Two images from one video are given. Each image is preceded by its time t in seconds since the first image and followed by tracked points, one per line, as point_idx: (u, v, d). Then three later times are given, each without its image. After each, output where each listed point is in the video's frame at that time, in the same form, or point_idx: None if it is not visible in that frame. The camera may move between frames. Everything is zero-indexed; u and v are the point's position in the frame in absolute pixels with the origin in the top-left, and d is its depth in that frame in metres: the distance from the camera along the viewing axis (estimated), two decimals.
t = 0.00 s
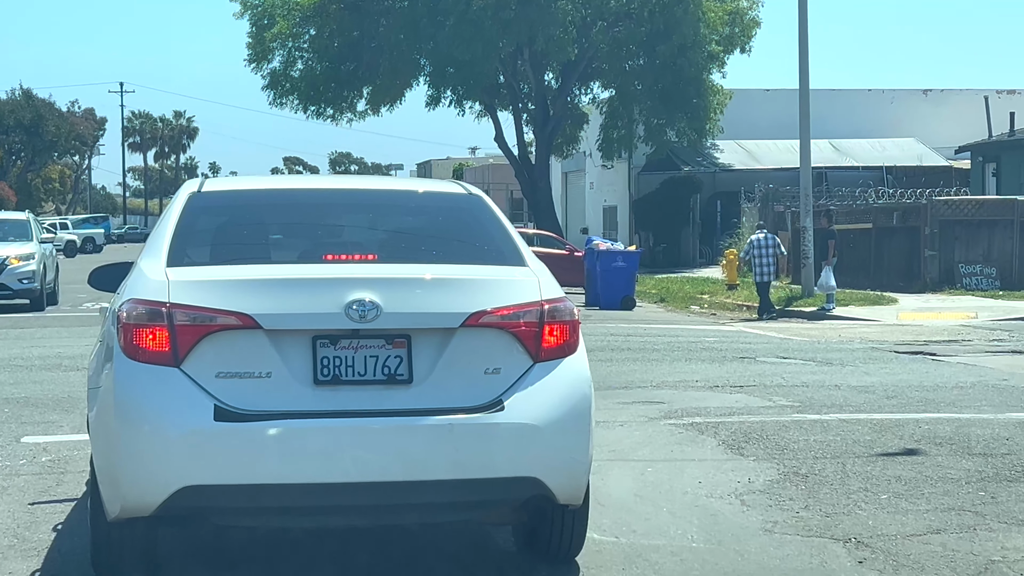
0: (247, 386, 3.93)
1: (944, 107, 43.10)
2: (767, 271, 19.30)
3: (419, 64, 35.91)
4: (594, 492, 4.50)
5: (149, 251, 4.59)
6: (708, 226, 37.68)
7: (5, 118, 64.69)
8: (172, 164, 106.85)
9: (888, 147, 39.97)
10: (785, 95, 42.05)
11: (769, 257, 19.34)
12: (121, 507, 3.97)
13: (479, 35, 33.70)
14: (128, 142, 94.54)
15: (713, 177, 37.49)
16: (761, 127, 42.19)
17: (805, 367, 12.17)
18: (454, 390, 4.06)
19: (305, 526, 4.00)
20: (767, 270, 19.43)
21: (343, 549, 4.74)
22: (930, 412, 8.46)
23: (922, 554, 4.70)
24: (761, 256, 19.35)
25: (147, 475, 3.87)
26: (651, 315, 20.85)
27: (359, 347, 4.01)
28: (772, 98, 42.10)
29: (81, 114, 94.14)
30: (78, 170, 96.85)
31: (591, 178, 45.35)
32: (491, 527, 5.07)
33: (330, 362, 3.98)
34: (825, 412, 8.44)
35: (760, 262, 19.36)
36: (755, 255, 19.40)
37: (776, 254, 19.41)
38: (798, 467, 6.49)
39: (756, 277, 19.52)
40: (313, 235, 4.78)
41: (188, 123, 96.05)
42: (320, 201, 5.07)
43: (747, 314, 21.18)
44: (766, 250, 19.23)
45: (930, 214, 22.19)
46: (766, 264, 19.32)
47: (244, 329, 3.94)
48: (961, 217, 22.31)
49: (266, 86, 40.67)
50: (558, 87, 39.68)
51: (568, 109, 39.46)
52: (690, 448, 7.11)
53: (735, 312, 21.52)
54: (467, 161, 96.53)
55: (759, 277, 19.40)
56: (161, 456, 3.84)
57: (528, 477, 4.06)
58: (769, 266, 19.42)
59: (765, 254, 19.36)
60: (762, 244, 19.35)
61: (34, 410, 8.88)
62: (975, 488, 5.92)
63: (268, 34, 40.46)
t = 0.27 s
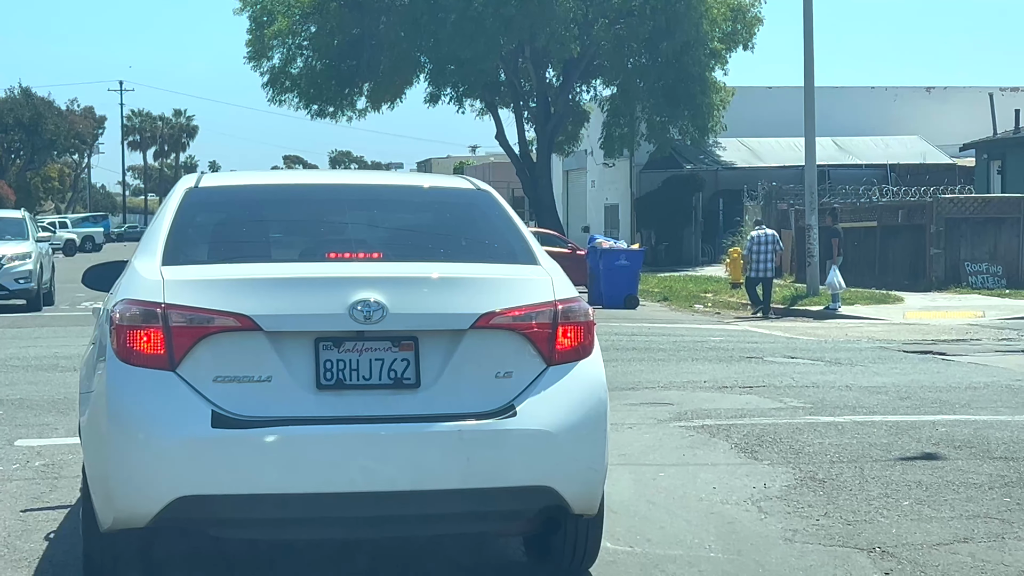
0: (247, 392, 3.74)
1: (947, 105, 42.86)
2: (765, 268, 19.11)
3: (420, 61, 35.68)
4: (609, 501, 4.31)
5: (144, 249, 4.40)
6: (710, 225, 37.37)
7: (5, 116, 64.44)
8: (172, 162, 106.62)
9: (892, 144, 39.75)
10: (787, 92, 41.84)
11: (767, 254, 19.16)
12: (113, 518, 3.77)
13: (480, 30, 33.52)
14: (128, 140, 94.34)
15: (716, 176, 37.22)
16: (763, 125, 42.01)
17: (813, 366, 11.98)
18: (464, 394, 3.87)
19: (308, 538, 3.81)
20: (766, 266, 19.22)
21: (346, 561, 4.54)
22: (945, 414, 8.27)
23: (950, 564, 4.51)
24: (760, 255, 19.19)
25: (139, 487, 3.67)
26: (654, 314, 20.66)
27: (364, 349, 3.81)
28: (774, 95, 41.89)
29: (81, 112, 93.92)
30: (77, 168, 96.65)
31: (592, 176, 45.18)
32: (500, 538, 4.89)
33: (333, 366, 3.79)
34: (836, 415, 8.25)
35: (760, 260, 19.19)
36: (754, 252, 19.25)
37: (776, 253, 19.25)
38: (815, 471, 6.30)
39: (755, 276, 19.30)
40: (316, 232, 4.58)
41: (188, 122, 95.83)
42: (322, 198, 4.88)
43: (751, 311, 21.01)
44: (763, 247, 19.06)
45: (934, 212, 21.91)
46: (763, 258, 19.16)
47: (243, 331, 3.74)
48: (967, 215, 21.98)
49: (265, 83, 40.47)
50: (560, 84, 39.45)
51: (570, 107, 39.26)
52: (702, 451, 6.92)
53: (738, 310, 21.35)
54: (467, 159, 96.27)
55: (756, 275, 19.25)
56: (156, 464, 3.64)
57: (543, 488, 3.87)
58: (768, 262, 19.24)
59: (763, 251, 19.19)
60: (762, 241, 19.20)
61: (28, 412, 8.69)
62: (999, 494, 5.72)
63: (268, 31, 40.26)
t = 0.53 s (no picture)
0: (249, 396, 3.60)
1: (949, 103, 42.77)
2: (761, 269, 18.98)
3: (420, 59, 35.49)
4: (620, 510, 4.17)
5: (141, 249, 4.27)
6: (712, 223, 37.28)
7: (5, 115, 64.25)
8: (172, 161, 106.44)
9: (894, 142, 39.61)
10: (789, 90, 41.71)
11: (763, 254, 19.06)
12: (109, 527, 3.64)
13: (482, 29, 33.35)
14: (128, 138, 94.19)
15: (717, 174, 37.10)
16: (765, 123, 41.89)
17: (819, 366, 11.84)
18: (474, 397, 3.74)
19: (310, 547, 3.67)
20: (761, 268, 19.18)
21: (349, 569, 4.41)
22: (956, 415, 8.14)
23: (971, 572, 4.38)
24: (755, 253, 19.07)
25: (135, 493, 3.54)
26: (656, 314, 20.54)
27: (370, 351, 3.68)
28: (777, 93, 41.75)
29: (81, 111, 93.73)
30: (77, 167, 96.48)
31: (593, 174, 45.06)
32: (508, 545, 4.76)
33: (338, 369, 3.66)
34: (846, 416, 8.12)
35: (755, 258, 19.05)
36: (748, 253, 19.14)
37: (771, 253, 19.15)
38: (828, 475, 6.17)
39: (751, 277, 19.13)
40: (318, 231, 4.45)
41: (188, 121, 95.66)
42: (325, 195, 4.75)
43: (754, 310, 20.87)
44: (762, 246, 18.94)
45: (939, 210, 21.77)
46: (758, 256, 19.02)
47: (245, 333, 3.61)
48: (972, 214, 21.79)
49: (265, 81, 40.30)
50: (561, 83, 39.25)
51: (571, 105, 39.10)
52: (711, 454, 6.79)
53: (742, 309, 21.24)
54: (467, 157, 96.09)
55: (750, 276, 19.07)
56: (153, 470, 3.51)
57: (554, 495, 3.74)
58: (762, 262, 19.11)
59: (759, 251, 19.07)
60: (757, 242, 19.14)
61: (25, 413, 8.55)
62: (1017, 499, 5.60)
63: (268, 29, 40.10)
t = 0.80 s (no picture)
0: (248, 399, 3.54)
1: (950, 102, 42.67)
2: (751, 268, 18.99)
3: (421, 59, 35.41)
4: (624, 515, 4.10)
5: (140, 249, 4.20)
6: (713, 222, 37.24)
7: (5, 115, 64.15)
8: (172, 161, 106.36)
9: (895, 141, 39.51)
10: (790, 89, 41.62)
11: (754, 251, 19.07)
12: (106, 533, 3.57)
13: (483, 28, 33.27)
14: (128, 137, 94.15)
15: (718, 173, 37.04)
16: (766, 122, 41.84)
17: (822, 366, 11.78)
18: (480, 402, 3.67)
19: (308, 554, 3.60)
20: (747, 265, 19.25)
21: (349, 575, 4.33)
22: (961, 415, 8.09)
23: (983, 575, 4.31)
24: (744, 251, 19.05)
25: (133, 498, 3.47)
26: (658, 314, 20.47)
27: (373, 353, 3.62)
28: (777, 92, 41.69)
29: (80, 111, 93.59)
30: (77, 167, 96.26)
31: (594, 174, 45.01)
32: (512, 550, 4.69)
33: (339, 370, 3.59)
34: (851, 416, 8.05)
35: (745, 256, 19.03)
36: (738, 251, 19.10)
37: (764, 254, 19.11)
38: (834, 476, 6.10)
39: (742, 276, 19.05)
40: (319, 230, 4.38)
41: (187, 122, 95.60)
42: (329, 193, 4.68)
43: (755, 310, 20.82)
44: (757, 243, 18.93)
45: (940, 209, 21.62)
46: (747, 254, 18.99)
47: (245, 335, 3.55)
48: (973, 213, 21.58)
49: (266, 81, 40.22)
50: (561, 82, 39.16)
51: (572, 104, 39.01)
52: (716, 455, 6.72)
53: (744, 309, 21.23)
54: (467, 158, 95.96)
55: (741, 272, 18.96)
56: (153, 475, 3.45)
57: (560, 499, 3.67)
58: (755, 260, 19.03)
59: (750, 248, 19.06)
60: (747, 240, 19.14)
61: (24, 414, 8.48)
62: None
63: (268, 28, 40.03)
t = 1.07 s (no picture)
0: (248, 399, 3.52)
1: (950, 102, 42.65)
2: (741, 268, 19.23)
3: (421, 58, 35.36)
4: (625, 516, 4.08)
5: (140, 248, 4.18)
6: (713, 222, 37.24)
7: (4, 114, 64.02)
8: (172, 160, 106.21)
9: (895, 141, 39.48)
10: (790, 89, 41.59)
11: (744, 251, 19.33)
12: (105, 533, 3.55)
13: (483, 28, 33.22)
14: (129, 137, 94.03)
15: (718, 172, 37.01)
16: (767, 122, 41.82)
17: (823, 366, 11.76)
18: (481, 403, 3.65)
19: (309, 555, 3.59)
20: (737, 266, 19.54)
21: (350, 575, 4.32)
22: (962, 415, 8.07)
23: None
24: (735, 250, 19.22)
25: (132, 499, 3.46)
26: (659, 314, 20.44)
27: (374, 353, 3.60)
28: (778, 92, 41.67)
29: (80, 111, 93.48)
30: (77, 167, 96.13)
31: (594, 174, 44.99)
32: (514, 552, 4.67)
33: (340, 371, 3.57)
34: (853, 416, 8.03)
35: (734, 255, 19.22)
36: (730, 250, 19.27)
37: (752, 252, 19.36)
38: (836, 477, 6.09)
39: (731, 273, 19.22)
40: (320, 230, 4.36)
41: (187, 121, 95.44)
42: (330, 193, 4.66)
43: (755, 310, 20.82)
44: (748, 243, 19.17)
45: (941, 209, 21.57)
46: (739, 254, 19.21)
47: (245, 335, 3.53)
48: (974, 212, 21.53)
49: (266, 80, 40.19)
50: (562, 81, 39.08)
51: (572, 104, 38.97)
52: (718, 455, 6.71)
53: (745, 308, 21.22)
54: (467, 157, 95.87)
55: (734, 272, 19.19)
56: (153, 475, 3.43)
57: (562, 499, 3.65)
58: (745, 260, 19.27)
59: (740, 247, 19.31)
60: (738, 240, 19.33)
61: (24, 415, 8.46)
62: None
63: (269, 28, 39.99)
